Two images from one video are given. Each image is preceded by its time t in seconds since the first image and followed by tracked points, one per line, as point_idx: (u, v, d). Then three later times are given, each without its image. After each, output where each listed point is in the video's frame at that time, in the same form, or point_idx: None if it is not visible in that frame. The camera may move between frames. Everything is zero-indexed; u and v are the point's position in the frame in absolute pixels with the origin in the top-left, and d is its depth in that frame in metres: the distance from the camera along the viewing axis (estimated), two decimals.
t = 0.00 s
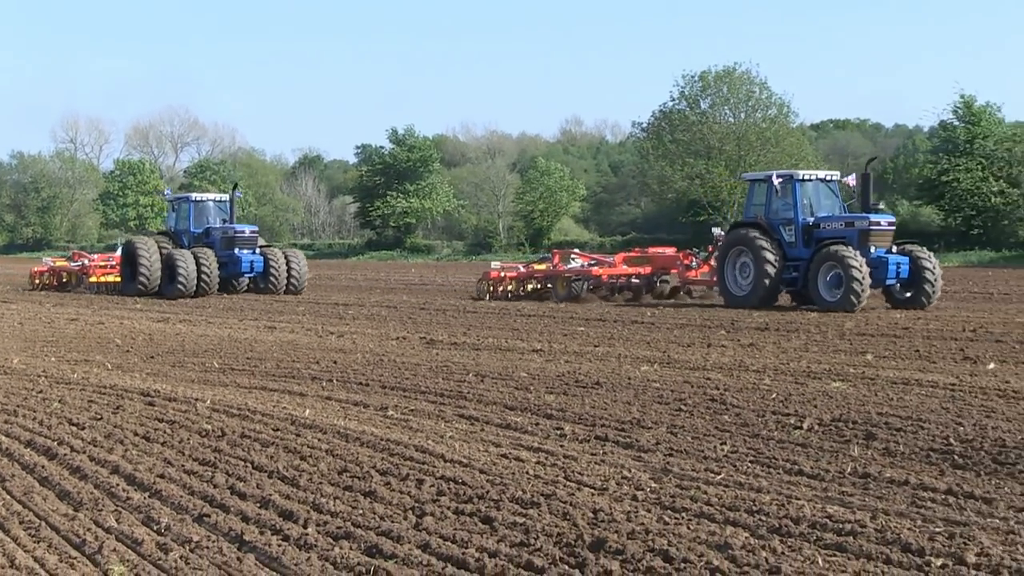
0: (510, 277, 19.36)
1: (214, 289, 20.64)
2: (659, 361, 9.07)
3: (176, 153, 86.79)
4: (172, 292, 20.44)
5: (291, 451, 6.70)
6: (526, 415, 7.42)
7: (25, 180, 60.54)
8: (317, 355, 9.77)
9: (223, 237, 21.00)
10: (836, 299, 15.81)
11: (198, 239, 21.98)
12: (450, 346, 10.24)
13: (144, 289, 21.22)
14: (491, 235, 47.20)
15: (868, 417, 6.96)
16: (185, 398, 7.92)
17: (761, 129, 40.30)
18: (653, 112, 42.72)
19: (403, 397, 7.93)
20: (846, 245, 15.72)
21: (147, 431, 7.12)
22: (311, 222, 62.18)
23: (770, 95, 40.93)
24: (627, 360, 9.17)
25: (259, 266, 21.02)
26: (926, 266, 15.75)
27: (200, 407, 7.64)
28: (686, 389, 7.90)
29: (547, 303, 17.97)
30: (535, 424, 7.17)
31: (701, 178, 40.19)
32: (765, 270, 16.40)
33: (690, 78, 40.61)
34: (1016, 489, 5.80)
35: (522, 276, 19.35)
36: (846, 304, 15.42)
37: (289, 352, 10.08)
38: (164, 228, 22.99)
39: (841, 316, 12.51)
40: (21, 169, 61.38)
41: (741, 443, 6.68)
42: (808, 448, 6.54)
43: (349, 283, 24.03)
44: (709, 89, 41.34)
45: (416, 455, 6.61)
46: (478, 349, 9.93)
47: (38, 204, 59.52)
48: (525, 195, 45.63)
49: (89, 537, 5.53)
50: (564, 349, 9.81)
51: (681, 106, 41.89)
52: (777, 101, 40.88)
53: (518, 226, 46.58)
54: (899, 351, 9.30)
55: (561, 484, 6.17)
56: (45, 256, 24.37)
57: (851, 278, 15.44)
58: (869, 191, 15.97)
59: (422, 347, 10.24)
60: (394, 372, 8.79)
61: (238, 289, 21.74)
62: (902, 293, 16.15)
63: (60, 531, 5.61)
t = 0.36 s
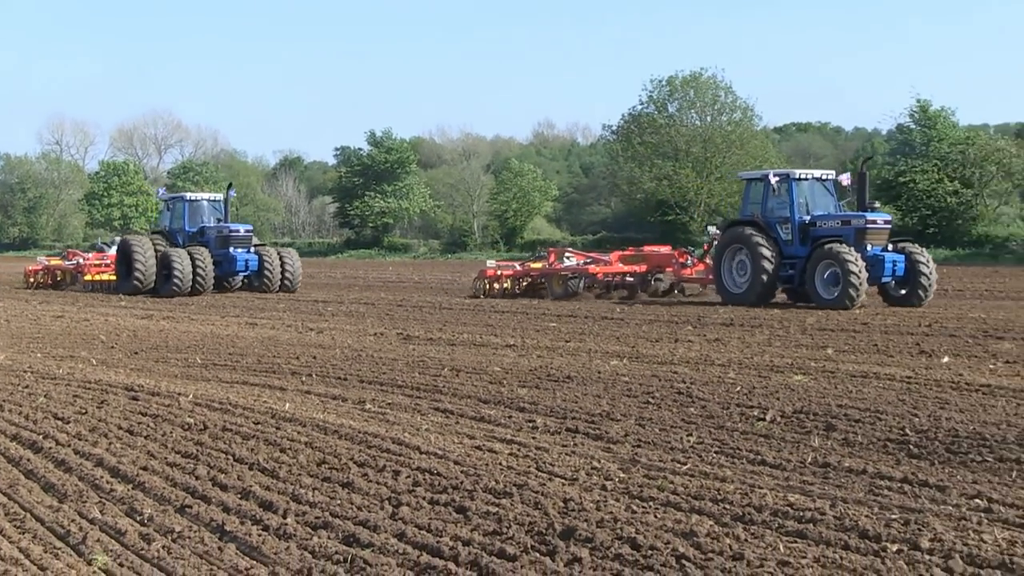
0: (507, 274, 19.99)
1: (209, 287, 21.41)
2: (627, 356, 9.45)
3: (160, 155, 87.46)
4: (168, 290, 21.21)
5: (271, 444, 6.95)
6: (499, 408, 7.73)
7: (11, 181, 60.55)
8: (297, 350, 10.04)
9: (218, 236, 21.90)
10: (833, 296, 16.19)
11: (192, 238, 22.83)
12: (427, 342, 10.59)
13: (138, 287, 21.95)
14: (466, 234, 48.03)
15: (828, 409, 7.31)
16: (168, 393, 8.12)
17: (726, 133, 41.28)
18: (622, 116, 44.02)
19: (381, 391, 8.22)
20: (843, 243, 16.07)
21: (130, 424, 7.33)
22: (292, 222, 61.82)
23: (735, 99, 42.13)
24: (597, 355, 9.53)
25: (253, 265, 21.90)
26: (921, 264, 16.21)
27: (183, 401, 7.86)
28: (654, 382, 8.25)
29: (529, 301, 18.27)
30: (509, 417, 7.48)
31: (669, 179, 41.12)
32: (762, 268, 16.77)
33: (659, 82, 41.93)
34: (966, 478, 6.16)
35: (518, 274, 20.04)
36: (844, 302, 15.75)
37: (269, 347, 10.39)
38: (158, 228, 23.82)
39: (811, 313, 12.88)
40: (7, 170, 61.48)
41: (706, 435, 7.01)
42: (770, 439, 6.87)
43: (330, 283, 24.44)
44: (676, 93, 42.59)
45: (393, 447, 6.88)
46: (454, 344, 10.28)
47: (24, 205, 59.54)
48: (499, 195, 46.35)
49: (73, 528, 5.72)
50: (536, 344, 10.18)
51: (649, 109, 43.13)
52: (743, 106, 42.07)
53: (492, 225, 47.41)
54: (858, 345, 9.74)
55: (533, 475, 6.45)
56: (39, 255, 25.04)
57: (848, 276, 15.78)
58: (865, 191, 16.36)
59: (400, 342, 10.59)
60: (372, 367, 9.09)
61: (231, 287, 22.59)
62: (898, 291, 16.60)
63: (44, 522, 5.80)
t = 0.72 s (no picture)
0: (499, 273, 20.60)
1: (202, 286, 21.94)
2: (594, 352, 9.86)
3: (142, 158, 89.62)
4: (161, 289, 21.73)
5: (249, 437, 7.21)
6: (470, 403, 8.07)
7: None
8: (274, 347, 10.49)
9: (210, 236, 22.22)
10: (828, 295, 16.46)
11: (184, 237, 23.16)
12: (400, 339, 11.13)
13: (131, 286, 22.49)
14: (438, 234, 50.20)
15: (787, 403, 7.64)
16: (149, 388, 8.42)
17: (690, 137, 42.90)
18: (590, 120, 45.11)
19: (355, 387, 8.58)
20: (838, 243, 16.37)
21: (112, 418, 7.58)
22: (269, 223, 61.39)
23: (697, 104, 43.78)
24: (564, 351, 9.97)
25: (245, 265, 22.22)
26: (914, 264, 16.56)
27: (163, 396, 8.15)
28: (619, 379, 8.60)
29: (510, 301, 18.63)
30: (479, 411, 7.79)
31: (635, 182, 42.64)
32: (757, 267, 17.08)
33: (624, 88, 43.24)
34: (918, 469, 6.48)
35: (510, 273, 20.57)
36: (840, 300, 16.02)
37: (247, 345, 10.79)
38: (149, 227, 24.29)
39: (779, 313, 13.27)
40: None
41: (669, 428, 7.31)
42: (731, 433, 7.17)
43: (313, 283, 25.10)
44: (641, 99, 44.04)
45: (367, 441, 7.15)
46: (426, 341, 10.80)
47: (8, 205, 62.08)
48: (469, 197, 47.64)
49: (56, 519, 5.92)
50: (505, 341, 10.71)
51: (615, 114, 44.39)
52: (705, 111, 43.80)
53: (461, 225, 49.15)
54: (816, 342, 10.19)
55: (503, 467, 6.71)
56: (32, 255, 25.72)
57: (844, 275, 16.05)
58: (858, 191, 16.74)
59: (373, 339, 11.12)
60: (347, 363, 9.49)
61: (222, 285, 23.05)
62: (892, 290, 16.97)
63: (28, 513, 6.00)
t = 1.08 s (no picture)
0: (497, 273, 21.13)
1: (198, 286, 22.17)
2: (567, 348, 10.25)
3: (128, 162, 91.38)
4: (158, 290, 22.01)
5: (231, 432, 7.45)
6: (446, 398, 8.36)
7: None
8: (255, 344, 10.89)
9: (206, 237, 22.82)
10: (828, 294, 16.78)
11: (180, 237, 23.64)
12: (378, 335, 11.64)
13: (128, 288, 22.74)
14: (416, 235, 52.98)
15: (751, 397, 7.97)
16: (134, 384, 8.70)
17: (657, 140, 49.15)
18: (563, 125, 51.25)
19: (334, 382, 8.89)
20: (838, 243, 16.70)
21: (98, 414, 7.83)
22: (251, 224, 62.29)
23: (663, 109, 49.97)
24: (537, 347, 10.37)
25: (240, 264, 22.73)
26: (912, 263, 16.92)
27: (148, 392, 8.42)
28: (590, 374, 8.93)
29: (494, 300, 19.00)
30: (455, 406, 8.08)
31: (604, 183, 48.67)
32: (756, 266, 17.44)
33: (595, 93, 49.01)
34: (877, 460, 6.78)
35: (508, 273, 21.09)
36: (840, 299, 16.35)
37: (230, 342, 11.21)
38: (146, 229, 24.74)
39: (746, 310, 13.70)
40: None
41: (639, 422, 7.61)
42: (698, 426, 7.46)
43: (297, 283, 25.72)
44: (612, 104, 50.18)
45: (346, 435, 7.41)
46: (403, 338, 11.30)
47: None
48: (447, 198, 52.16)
49: (43, 512, 6.11)
50: (480, 337, 11.22)
51: (586, 120, 50.45)
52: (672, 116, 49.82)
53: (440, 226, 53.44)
54: (779, 338, 10.68)
55: (477, 460, 6.96)
56: (27, 256, 26.12)
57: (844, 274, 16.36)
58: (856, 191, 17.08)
59: (352, 336, 11.62)
60: (327, 360, 9.84)
61: (218, 285, 23.43)
62: (890, 290, 17.35)
63: (15, 507, 6.19)
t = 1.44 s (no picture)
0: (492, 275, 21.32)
1: (193, 288, 22.53)
2: (538, 347, 10.60)
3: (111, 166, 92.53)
4: (152, 291, 22.30)
5: (212, 429, 7.71)
6: (420, 395, 8.67)
7: None
8: (236, 344, 11.25)
9: (200, 239, 23.14)
10: (826, 294, 17.16)
11: (175, 240, 23.88)
12: (355, 335, 12.09)
13: (123, 288, 23.11)
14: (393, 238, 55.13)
15: (716, 393, 8.29)
16: (117, 383, 8.98)
17: (626, 146, 50.73)
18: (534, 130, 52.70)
19: (313, 379, 9.20)
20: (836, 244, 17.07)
21: (82, 412, 8.09)
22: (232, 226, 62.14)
23: (632, 115, 51.64)
24: (510, 346, 10.75)
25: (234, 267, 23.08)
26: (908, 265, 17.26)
27: (131, 390, 8.69)
28: (560, 372, 9.26)
29: (476, 301, 19.33)
30: (429, 403, 8.38)
31: (575, 188, 50.08)
32: (753, 267, 17.82)
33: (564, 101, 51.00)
34: (836, 453, 7.09)
35: (502, 275, 21.31)
36: (839, 300, 16.74)
37: (210, 342, 11.54)
38: (140, 231, 24.93)
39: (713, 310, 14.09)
40: None
41: (607, 417, 7.91)
42: (664, 422, 7.77)
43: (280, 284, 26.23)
44: (581, 110, 51.75)
45: (323, 431, 7.67)
46: (379, 338, 11.73)
47: None
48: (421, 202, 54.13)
49: (28, 507, 6.32)
50: (454, 337, 11.67)
51: (557, 125, 52.07)
52: (638, 122, 51.50)
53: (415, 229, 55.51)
54: (743, 337, 11.14)
55: (451, 455, 7.21)
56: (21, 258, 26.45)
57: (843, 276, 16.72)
58: (853, 194, 17.41)
59: (330, 335, 12.05)
60: (305, 359, 10.17)
61: (211, 287, 23.80)
62: (886, 291, 17.74)
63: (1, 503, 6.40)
